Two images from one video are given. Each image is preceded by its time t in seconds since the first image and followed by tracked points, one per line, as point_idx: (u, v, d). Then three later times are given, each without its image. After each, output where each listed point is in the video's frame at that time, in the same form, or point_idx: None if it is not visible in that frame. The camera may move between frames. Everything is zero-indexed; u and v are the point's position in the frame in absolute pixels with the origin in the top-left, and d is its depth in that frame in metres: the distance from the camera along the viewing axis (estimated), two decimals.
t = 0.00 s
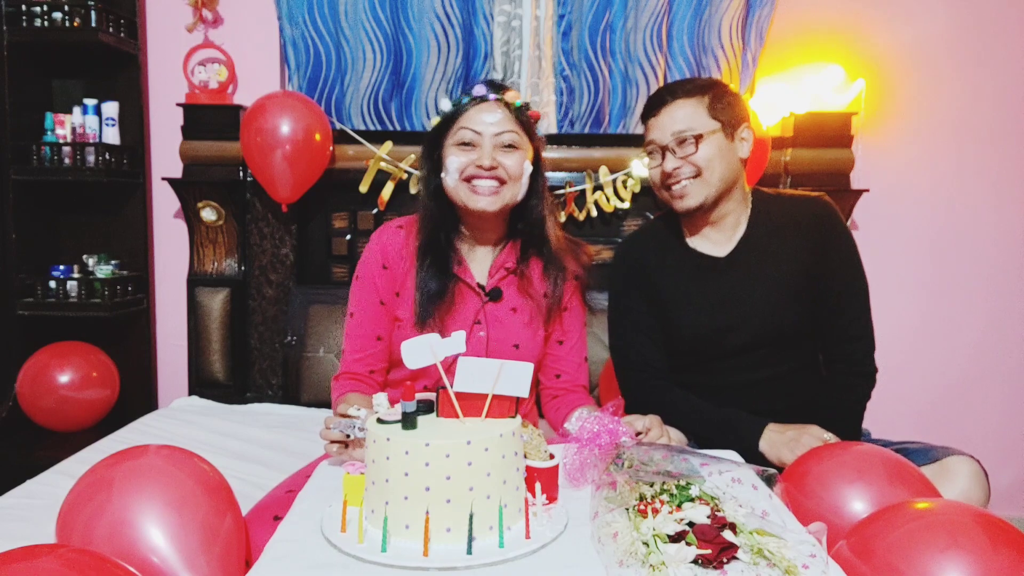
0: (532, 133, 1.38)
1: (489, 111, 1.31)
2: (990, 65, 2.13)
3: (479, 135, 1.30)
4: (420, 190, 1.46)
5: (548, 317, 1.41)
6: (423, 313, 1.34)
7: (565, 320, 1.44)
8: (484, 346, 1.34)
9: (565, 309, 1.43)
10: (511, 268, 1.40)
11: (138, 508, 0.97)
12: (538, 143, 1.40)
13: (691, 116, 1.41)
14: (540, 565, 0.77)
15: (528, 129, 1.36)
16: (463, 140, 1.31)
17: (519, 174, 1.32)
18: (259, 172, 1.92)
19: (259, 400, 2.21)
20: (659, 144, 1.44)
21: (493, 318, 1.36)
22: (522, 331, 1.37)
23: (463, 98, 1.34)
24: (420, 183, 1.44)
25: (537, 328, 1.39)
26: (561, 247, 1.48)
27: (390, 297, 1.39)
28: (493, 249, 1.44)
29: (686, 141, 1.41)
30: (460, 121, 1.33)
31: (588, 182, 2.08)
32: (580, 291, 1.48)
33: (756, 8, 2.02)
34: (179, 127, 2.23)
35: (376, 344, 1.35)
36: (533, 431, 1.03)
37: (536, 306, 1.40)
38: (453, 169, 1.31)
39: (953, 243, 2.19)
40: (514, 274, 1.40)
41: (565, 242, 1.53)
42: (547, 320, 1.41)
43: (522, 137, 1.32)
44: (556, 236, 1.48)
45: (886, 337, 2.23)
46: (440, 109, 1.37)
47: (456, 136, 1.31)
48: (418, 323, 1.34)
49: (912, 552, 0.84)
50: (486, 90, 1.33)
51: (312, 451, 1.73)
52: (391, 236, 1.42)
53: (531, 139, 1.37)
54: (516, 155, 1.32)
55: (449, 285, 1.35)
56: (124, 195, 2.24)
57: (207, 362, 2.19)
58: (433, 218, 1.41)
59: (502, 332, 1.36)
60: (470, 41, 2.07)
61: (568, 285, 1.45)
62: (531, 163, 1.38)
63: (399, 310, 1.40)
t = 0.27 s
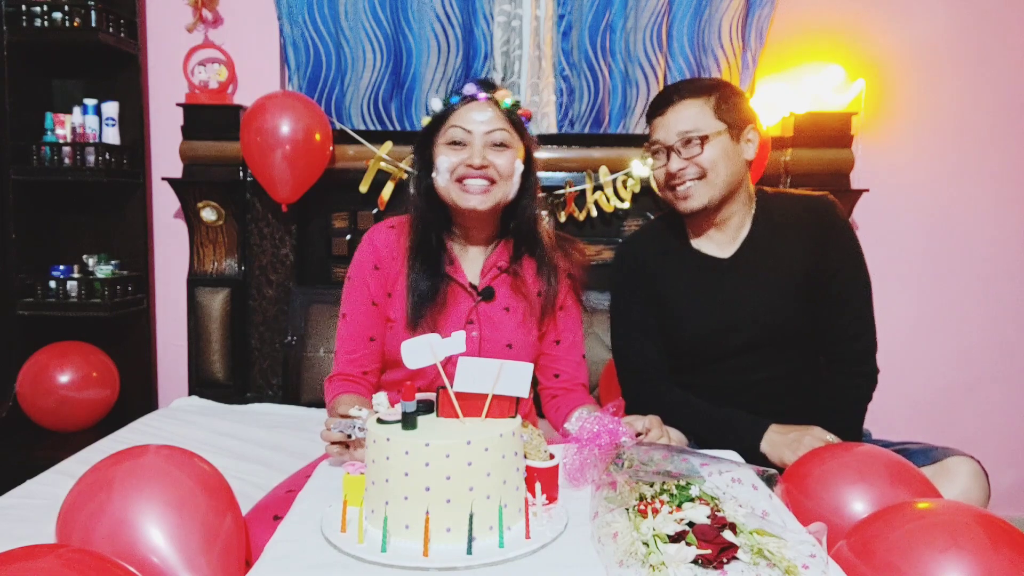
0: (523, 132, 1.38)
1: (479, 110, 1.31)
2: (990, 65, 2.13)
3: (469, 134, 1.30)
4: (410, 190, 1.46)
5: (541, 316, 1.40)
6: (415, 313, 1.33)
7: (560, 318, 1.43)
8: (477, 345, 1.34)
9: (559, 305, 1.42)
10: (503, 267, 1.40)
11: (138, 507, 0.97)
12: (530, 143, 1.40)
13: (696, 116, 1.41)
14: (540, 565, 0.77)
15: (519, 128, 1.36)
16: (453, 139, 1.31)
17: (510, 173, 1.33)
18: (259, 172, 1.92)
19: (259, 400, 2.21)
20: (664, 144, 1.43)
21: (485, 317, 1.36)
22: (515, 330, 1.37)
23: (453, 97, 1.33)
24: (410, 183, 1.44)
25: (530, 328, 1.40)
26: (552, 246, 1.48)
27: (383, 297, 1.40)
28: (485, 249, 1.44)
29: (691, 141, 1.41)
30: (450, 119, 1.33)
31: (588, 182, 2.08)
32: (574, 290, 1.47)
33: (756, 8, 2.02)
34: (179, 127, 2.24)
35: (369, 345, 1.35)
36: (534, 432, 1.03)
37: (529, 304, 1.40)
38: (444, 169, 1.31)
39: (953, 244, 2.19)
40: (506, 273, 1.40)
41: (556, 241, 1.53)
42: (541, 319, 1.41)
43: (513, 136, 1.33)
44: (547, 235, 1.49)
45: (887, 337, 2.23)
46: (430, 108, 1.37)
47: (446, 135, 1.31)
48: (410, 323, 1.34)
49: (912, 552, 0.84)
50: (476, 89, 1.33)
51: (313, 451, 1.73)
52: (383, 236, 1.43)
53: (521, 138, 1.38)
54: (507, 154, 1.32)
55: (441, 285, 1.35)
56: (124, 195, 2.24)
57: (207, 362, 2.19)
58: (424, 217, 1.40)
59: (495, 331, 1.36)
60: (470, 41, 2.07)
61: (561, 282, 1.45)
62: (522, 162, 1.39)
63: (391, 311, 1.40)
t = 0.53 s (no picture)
0: (501, 125, 1.37)
1: (457, 105, 1.30)
2: (990, 65, 2.13)
3: (448, 131, 1.29)
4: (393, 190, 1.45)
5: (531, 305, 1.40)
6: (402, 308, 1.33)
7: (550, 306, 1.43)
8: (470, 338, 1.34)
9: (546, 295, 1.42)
10: (492, 258, 1.41)
11: (138, 507, 0.97)
12: (509, 136, 1.39)
13: (744, 113, 1.40)
14: (540, 566, 0.77)
15: (496, 122, 1.35)
16: (433, 137, 1.29)
17: (491, 168, 1.31)
18: (259, 172, 1.92)
19: (259, 400, 2.21)
20: (707, 137, 1.41)
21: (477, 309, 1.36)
22: (507, 321, 1.36)
23: (429, 93, 1.32)
24: (393, 182, 1.44)
25: (521, 317, 1.39)
26: (536, 234, 1.47)
27: (371, 297, 1.37)
28: (473, 240, 1.44)
29: (739, 141, 1.40)
30: (429, 117, 1.31)
31: (588, 182, 2.08)
32: (567, 278, 1.46)
33: (756, 8, 2.02)
34: (179, 127, 2.23)
35: (358, 346, 1.34)
36: (534, 432, 1.03)
37: (519, 294, 1.39)
38: (426, 168, 1.29)
39: (953, 244, 2.19)
40: (495, 264, 1.40)
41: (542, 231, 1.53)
42: (530, 307, 1.40)
43: (492, 130, 1.31)
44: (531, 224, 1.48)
45: (887, 337, 2.23)
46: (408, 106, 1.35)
47: (426, 133, 1.30)
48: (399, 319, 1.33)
49: (912, 552, 0.84)
50: (452, 84, 1.32)
51: (313, 451, 1.73)
52: (369, 237, 1.43)
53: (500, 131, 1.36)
54: (487, 149, 1.30)
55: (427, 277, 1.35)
56: (124, 195, 2.24)
57: (208, 362, 2.19)
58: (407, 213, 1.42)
59: (487, 323, 1.35)
60: (470, 41, 2.07)
61: (549, 270, 1.44)
62: (502, 156, 1.37)
63: (381, 311, 1.38)
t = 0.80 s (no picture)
0: (502, 124, 1.37)
1: (457, 104, 1.30)
2: (990, 65, 2.13)
3: (448, 129, 1.29)
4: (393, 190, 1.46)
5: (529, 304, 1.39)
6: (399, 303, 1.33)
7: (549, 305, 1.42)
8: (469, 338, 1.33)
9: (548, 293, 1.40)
10: (492, 257, 1.40)
11: (138, 507, 0.97)
12: (510, 135, 1.40)
13: (750, 115, 1.40)
14: (540, 566, 0.77)
15: (497, 120, 1.35)
16: (433, 135, 1.29)
17: (491, 167, 1.31)
18: (259, 172, 1.92)
19: (259, 400, 2.21)
20: (713, 138, 1.42)
21: (476, 307, 1.35)
22: (507, 319, 1.36)
23: (430, 92, 1.32)
24: (393, 180, 1.44)
25: (521, 316, 1.38)
26: (535, 233, 1.48)
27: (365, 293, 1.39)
28: (472, 239, 1.44)
29: (744, 142, 1.41)
30: (429, 115, 1.31)
31: (588, 182, 2.08)
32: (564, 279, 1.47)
33: (756, 8, 2.02)
34: (179, 127, 2.23)
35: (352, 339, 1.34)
36: (533, 432, 1.03)
37: (518, 293, 1.38)
38: (426, 167, 1.29)
39: (953, 244, 2.19)
40: (495, 263, 1.40)
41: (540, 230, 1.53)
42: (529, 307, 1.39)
43: (492, 129, 1.31)
44: (529, 223, 1.48)
45: (887, 337, 2.23)
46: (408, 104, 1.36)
47: (426, 132, 1.30)
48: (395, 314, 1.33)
49: (912, 552, 0.84)
50: (453, 83, 1.32)
51: (313, 451, 1.73)
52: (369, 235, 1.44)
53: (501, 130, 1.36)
54: (487, 148, 1.30)
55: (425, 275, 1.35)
56: (124, 195, 2.24)
57: (208, 362, 2.19)
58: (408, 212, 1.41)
59: (486, 322, 1.34)
60: (470, 41, 2.07)
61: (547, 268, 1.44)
62: (502, 155, 1.37)
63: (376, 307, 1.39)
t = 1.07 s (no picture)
0: (503, 125, 1.37)
1: (459, 104, 1.30)
2: (989, 66, 2.13)
3: (449, 129, 1.29)
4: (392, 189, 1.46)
5: (528, 306, 1.39)
6: (397, 304, 1.33)
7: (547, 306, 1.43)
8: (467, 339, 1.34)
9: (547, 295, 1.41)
10: (491, 259, 1.40)
11: (139, 507, 0.97)
12: (511, 137, 1.40)
13: (753, 118, 1.40)
14: (540, 566, 0.77)
15: (499, 122, 1.35)
16: (433, 135, 1.29)
17: (491, 167, 1.31)
18: (259, 172, 1.92)
19: (259, 400, 2.20)
20: (715, 142, 1.42)
21: (474, 309, 1.35)
22: (505, 321, 1.36)
23: (432, 92, 1.33)
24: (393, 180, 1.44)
25: (521, 319, 1.38)
26: (535, 234, 1.47)
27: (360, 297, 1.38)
28: (472, 240, 1.43)
29: (747, 146, 1.41)
30: (431, 115, 1.32)
31: (588, 182, 2.07)
32: (564, 280, 1.46)
33: (756, 8, 2.02)
34: (179, 127, 2.23)
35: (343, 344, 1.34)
36: (534, 432, 1.03)
37: (517, 294, 1.38)
38: (426, 166, 1.29)
39: (952, 244, 2.19)
40: (495, 265, 1.39)
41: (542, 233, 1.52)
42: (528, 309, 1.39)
43: (493, 130, 1.31)
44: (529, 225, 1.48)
45: (887, 337, 2.23)
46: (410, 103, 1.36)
47: (426, 131, 1.30)
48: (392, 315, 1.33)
49: (912, 552, 0.84)
50: (455, 83, 1.32)
51: (313, 451, 1.73)
52: (366, 236, 1.44)
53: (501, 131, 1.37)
54: (487, 148, 1.30)
55: (423, 277, 1.34)
56: (124, 195, 2.24)
57: (208, 362, 2.19)
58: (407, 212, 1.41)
59: (485, 323, 1.35)
60: (470, 41, 2.07)
61: (546, 270, 1.44)
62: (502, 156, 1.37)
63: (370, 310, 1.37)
